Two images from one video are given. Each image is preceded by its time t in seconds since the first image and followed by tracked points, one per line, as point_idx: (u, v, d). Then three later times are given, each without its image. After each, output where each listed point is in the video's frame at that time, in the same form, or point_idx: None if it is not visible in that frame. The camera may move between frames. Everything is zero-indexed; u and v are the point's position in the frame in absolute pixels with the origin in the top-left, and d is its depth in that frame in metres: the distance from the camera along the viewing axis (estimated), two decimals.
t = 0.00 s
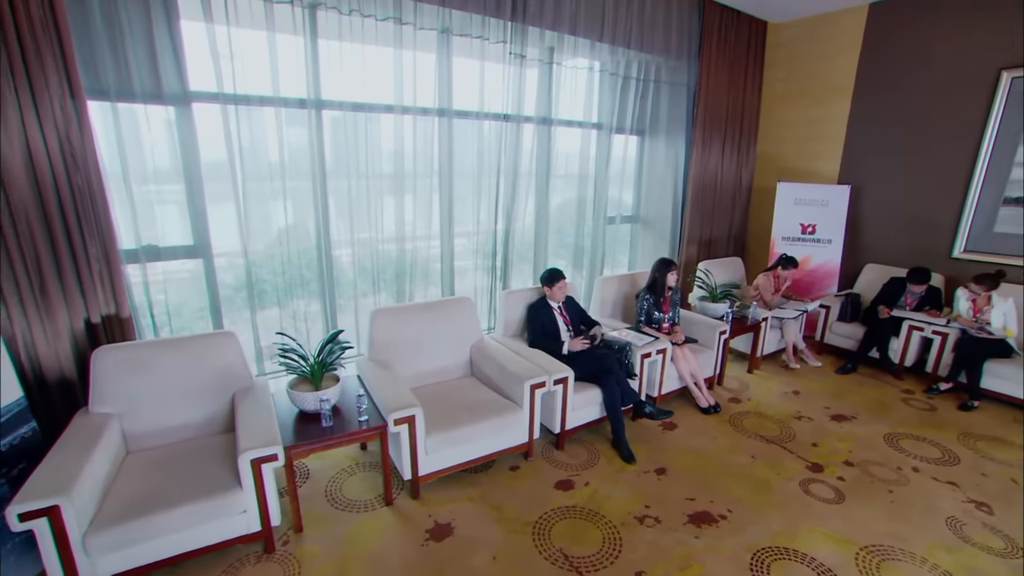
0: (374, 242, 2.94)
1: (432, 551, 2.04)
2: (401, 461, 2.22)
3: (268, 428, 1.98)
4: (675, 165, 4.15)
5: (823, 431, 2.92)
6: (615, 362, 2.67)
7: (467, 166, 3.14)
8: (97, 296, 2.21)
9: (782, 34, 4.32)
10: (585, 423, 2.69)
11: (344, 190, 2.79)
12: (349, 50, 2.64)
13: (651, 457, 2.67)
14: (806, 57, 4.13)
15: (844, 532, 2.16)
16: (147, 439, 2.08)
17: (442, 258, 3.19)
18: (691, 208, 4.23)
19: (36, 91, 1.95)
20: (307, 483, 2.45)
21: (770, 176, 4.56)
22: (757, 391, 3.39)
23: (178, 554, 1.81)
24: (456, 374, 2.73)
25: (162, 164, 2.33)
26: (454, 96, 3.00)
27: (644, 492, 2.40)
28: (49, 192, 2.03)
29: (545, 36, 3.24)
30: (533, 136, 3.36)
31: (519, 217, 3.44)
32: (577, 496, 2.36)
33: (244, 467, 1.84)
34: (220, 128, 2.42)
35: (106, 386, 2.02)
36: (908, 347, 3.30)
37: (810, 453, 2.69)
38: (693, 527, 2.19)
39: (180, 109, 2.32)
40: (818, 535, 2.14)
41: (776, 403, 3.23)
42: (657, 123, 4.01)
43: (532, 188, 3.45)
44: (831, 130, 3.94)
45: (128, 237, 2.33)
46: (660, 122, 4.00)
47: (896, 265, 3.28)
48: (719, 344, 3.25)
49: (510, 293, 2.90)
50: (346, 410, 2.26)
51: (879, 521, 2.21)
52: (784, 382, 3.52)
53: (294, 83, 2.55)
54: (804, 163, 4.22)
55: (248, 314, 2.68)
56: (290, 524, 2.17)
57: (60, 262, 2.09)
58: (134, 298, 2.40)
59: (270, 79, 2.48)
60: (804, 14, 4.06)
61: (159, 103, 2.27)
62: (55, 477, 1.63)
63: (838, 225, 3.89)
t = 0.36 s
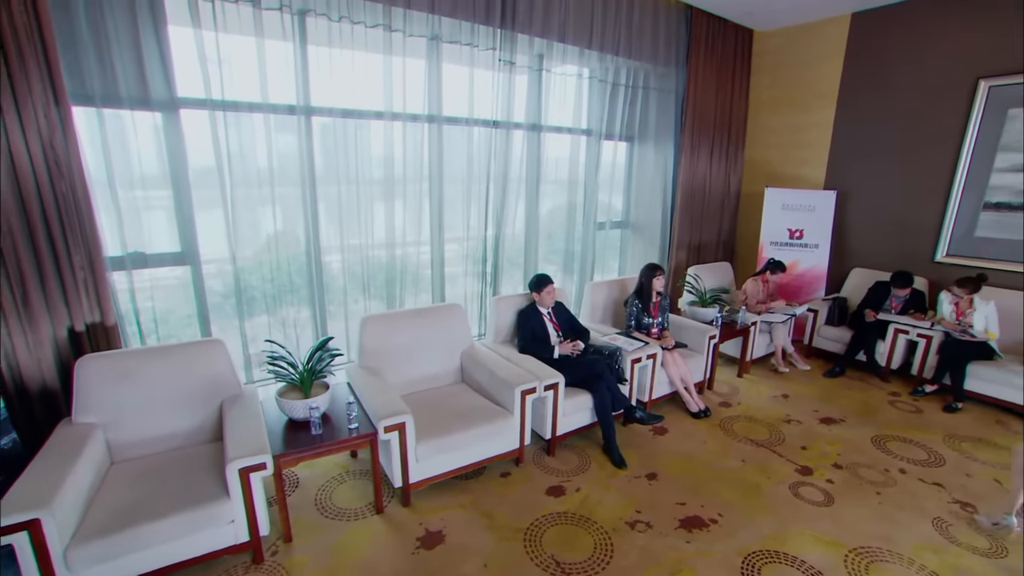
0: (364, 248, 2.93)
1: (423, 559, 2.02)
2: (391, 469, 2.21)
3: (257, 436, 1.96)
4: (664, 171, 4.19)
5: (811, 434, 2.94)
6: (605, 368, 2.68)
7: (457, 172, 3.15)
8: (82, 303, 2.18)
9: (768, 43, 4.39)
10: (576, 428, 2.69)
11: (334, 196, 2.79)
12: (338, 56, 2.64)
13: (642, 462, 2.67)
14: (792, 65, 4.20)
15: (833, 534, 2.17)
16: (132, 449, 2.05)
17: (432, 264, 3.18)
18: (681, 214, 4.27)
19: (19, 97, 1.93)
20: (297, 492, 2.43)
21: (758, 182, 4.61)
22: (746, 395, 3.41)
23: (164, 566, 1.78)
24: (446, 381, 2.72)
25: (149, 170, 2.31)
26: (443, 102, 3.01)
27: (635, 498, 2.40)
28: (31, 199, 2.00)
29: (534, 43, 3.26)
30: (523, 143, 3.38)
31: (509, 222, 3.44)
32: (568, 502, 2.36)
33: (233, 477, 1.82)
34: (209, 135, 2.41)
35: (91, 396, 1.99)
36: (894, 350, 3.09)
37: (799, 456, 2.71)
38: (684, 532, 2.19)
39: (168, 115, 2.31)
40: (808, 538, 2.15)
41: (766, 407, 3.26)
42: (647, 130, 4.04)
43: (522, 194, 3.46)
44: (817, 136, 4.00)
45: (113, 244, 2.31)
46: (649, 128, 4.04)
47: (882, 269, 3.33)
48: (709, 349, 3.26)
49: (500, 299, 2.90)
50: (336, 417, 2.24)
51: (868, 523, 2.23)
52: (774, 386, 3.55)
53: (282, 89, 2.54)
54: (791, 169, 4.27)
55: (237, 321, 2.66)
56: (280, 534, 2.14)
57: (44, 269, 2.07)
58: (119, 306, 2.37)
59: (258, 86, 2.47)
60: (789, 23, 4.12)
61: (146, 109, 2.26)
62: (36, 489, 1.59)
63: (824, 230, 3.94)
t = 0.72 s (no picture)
0: (353, 255, 2.92)
1: (413, 568, 2.01)
2: (381, 477, 2.20)
3: (245, 445, 1.94)
4: (653, 178, 4.22)
5: (800, 438, 2.97)
6: (596, 374, 2.68)
7: (447, 179, 3.15)
8: (64, 312, 2.15)
9: (754, 51, 4.46)
10: (567, 434, 2.69)
11: (323, 203, 2.78)
12: (327, 63, 2.64)
13: (633, 468, 2.68)
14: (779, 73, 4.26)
15: (822, 537, 2.19)
16: (116, 460, 2.01)
17: (422, 270, 3.18)
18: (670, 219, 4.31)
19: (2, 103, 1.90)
20: (286, 502, 2.40)
21: (746, 188, 4.66)
22: (736, 400, 3.44)
23: None
24: (437, 388, 2.71)
25: (135, 176, 2.29)
26: (433, 110, 3.02)
27: (627, 503, 2.40)
28: (13, 205, 1.97)
29: (523, 51, 3.28)
30: (513, 149, 3.39)
31: (499, 229, 3.45)
32: (559, 509, 2.35)
33: (220, 487, 1.80)
34: (196, 141, 2.39)
35: (74, 407, 1.95)
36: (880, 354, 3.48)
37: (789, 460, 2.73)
38: (675, 537, 2.19)
39: (154, 122, 2.29)
40: (798, 542, 2.16)
41: (755, 411, 3.28)
42: (636, 137, 4.07)
43: (512, 201, 3.47)
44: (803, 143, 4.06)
45: (98, 251, 2.28)
46: (638, 135, 4.07)
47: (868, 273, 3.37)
48: (699, 354, 3.29)
49: (491, 305, 2.90)
50: (325, 426, 2.23)
51: (856, 526, 2.25)
52: (763, 390, 3.58)
53: (271, 96, 2.53)
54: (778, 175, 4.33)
55: (225, 329, 2.63)
56: (268, 544, 2.12)
57: (25, 277, 2.03)
58: (104, 313, 2.34)
59: (247, 93, 2.47)
60: (775, 32, 4.19)
61: (132, 115, 2.24)
62: (16, 502, 1.56)
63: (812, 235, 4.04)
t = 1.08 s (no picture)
0: (343, 261, 2.90)
1: None
2: (371, 485, 2.18)
3: (232, 454, 1.92)
4: (642, 184, 4.25)
5: (789, 441, 2.99)
6: (586, 379, 2.69)
7: (436, 185, 3.15)
8: (47, 320, 2.12)
9: (740, 59, 4.53)
10: (558, 440, 2.69)
11: (311, 209, 2.76)
12: (316, 70, 2.64)
13: (624, 473, 2.68)
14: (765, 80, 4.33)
15: (812, 540, 2.20)
16: (99, 472, 1.98)
17: (412, 276, 3.17)
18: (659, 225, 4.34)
19: None
20: (274, 511, 2.37)
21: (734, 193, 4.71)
22: (726, 404, 3.46)
23: None
24: (427, 395, 2.70)
25: (120, 182, 2.27)
26: (422, 117, 3.02)
27: (618, 509, 2.40)
28: None
29: (513, 58, 3.30)
30: (502, 155, 3.40)
31: (489, 235, 3.45)
32: (550, 515, 2.35)
33: (206, 497, 1.77)
34: (183, 146, 2.37)
35: (56, 417, 1.92)
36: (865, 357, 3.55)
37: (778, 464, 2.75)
38: (667, 542, 2.20)
39: (140, 128, 2.27)
40: (788, 545, 2.17)
41: (745, 415, 3.30)
42: (624, 143, 4.10)
43: (501, 206, 3.48)
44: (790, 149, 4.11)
45: (83, 258, 2.25)
46: (627, 141, 4.10)
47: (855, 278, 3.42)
48: (689, 358, 3.31)
49: (481, 311, 2.90)
50: (314, 434, 2.21)
51: (845, 529, 2.26)
52: (752, 394, 3.60)
53: (259, 103, 2.52)
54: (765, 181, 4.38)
55: (213, 336, 2.60)
56: (256, 555, 2.09)
57: (6, 285, 1.99)
58: (87, 321, 2.30)
59: (235, 100, 2.45)
60: (761, 40, 4.26)
61: (118, 121, 2.22)
62: None
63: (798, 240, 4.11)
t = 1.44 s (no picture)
0: (333, 267, 2.89)
1: None
2: (362, 493, 2.16)
3: (221, 463, 1.90)
4: (632, 190, 4.28)
5: (780, 445, 3.01)
6: (577, 385, 2.69)
7: (427, 191, 3.15)
8: (30, 328, 2.09)
9: (729, 66, 4.58)
10: (550, 446, 2.69)
11: (301, 215, 2.75)
12: (307, 76, 2.64)
13: (615, 478, 2.68)
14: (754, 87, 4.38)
15: (802, 543, 2.21)
16: (84, 482, 1.95)
17: (403, 282, 3.16)
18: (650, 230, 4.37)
19: None
20: (264, 520, 2.35)
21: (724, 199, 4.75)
22: (717, 408, 3.48)
23: None
24: (418, 401, 2.69)
25: (107, 188, 2.25)
26: (413, 123, 3.03)
27: (610, 514, 2.40)
28: None
29: (503, 64, 3.32)
30: (493, 161, 3.41)
31: (480, 240, 3.45)
32: (543, 521, 2.34)
33: (195, 507, 1.75)
34: (172, 152, 2.36)
35: (41, 426, 1.89)
36: (856, 361, 3.61)
37: (769, 468, 2.77)
38: (659, 547, 2.20)
39: (128, 133, 2.25)
40: (779, 549, 2.18)
41: (736, 419, 3.32)
42: (615, 149, 4.13)
43: (492, 212, 3.48)
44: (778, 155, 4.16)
45: (68, 265, 2.22)
46: (617, 147, 4.13)
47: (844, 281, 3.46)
48: (680, 363, 3.32)
49: (473, 317, 2.90)
50: (304, 442, 2.19)
51: (836, 532, 2.28)
52: (743, 398, 3.62)
53: (249, 109, 2.51)
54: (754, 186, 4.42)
55: (203, 343, 2.58)
56: (245, 564, 2.07)
57: None
58: (73, 329, 2.27)
59: (225, 106, 2.45)
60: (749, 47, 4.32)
61: (105, 126, 2.20)
62: None
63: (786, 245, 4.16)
